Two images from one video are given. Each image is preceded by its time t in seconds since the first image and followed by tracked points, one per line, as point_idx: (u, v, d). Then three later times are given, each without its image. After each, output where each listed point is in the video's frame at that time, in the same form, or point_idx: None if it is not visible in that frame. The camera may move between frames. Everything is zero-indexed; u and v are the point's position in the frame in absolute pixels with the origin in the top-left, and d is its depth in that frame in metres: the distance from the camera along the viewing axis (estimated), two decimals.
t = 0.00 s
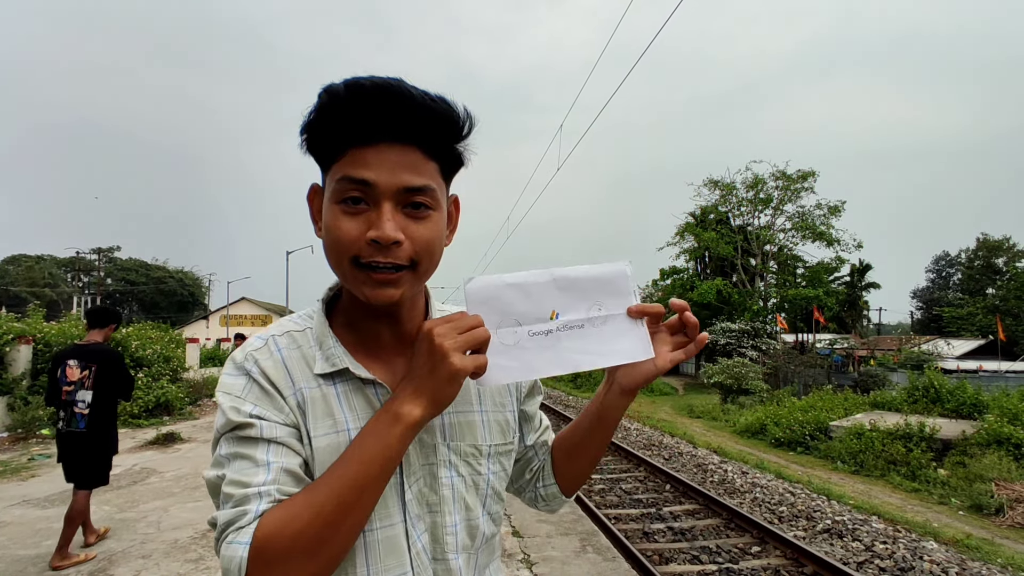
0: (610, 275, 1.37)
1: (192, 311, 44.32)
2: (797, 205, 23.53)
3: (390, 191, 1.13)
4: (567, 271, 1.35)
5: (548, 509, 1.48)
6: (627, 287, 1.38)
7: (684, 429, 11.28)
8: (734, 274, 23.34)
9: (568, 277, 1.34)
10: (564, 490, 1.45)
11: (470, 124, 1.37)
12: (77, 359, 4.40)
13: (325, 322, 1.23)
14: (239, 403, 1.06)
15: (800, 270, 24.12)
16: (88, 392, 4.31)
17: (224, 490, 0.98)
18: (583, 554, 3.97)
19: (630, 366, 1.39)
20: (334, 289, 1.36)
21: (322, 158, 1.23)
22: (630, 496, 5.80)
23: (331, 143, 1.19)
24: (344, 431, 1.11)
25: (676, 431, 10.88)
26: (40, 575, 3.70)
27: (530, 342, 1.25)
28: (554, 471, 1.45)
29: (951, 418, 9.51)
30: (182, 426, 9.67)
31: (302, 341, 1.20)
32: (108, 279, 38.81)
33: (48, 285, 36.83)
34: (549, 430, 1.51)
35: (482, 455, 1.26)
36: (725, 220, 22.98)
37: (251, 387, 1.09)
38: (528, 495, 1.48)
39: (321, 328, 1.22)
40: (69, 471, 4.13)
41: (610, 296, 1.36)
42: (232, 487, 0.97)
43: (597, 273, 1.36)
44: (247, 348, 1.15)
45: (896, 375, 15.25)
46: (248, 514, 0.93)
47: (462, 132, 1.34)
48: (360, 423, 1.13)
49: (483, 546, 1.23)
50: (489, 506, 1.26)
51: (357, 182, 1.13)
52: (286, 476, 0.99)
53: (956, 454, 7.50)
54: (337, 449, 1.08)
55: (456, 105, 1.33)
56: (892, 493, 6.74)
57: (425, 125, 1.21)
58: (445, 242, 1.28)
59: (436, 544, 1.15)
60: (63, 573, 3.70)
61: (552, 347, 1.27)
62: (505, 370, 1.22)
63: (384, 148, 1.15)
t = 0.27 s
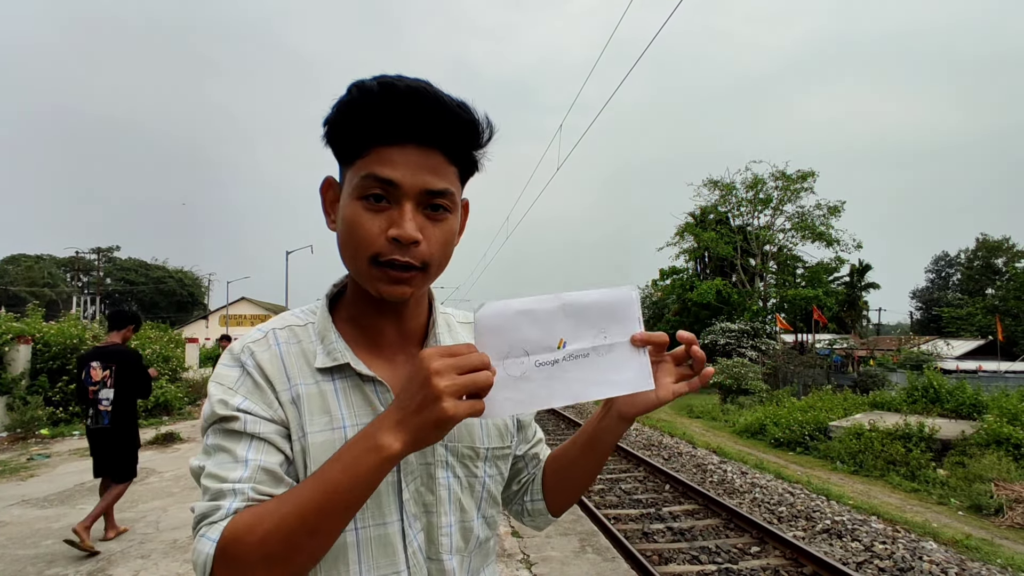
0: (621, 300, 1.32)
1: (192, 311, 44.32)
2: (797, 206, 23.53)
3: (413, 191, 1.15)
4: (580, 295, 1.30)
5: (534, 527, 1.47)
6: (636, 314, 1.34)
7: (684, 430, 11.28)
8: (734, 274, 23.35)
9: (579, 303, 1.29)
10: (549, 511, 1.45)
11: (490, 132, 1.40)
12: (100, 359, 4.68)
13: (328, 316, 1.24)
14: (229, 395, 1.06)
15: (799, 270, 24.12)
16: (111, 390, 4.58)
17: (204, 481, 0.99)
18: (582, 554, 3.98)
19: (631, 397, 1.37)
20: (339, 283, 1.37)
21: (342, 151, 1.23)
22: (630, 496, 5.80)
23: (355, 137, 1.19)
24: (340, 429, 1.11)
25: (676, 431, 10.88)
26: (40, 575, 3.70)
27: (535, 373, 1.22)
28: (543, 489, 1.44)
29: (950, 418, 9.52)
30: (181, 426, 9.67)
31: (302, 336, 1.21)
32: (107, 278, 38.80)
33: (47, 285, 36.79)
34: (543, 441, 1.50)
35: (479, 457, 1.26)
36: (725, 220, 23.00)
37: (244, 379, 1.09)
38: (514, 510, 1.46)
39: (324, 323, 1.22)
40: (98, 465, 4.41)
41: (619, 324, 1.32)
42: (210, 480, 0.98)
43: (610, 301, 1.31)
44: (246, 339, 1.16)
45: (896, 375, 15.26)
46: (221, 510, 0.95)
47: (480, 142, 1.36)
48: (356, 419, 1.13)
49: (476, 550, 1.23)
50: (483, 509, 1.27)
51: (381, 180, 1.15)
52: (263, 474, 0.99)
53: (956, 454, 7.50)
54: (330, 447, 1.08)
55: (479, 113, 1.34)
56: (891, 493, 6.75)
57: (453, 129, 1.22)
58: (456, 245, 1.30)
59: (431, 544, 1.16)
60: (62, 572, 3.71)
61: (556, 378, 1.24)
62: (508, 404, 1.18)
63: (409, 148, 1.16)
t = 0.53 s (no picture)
0: (630, 321, 1.18)
1: (191, 311, 44.32)
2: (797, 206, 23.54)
3: (461, 191, 1.20)
4: (584, 314, 1.14)
5: (544, 538, 1.45)
6: (640, 338, 1.23)
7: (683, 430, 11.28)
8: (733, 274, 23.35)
9: (580, 323, 1.14)
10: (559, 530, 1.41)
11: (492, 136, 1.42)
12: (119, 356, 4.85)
13: (340, 309, 1.26)
14: (233, 384, 1.08)
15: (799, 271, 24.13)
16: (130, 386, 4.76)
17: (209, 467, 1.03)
18: (582, 554, 3.98)
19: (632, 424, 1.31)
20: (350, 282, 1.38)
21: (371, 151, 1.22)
22: (629, 496, 5.80)
23: (397, 140, 1.20)
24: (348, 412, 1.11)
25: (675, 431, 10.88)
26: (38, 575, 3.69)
27: (513, 393, 1.12)
28: (549, 502, 1.41)
29: (950, 418, 9.52)
30: (180, 426, 9.67)
31: (312, 330, 1.22)
32: (106, 278, 38.77)
33: (46, 285, 36.75)
34: (552, 443, 1.50)
35: (488, 445, 1.27)
36: (724, 220, 23.00)
37: (250, 370, 1.11)
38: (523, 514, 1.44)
39: (334, 313, 1.24)
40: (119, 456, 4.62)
41: (618, 345, 1.21)
42: (211, 469, 1.02)
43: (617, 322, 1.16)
44: (257, 334, 1.19)
45: (895, 375, 15.27)
46: (217, 499, 0.98)
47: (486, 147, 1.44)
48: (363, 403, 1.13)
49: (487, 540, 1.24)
50: (492, 499, 1.27)
51: (434, 184, 1.19)
52: (258, 464, 1.00)
53: (955, 454, 7.51)
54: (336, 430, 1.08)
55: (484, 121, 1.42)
56: (891, 493, 6.75)
57: (476, 131, 1.30)
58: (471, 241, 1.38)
59: (441, 529, 1.17)
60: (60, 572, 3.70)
61: (536, 398, 1.15)
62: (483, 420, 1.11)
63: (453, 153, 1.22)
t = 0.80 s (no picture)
0: (609, 325, 1.12)
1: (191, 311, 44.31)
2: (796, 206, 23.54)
3: (448, 171, 1.21)
4: (565, 313, 1.05)
5: (560, 547, 1.44)
6: (619, 339, 1.16)
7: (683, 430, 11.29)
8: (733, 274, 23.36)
9: (561, 323, 1.05)
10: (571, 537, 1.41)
11: (510, 137, 1.51)
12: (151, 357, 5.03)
13: (362, 305, 1.29)
14: (255, 378, 1.11)
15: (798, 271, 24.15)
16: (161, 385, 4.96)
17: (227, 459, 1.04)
18: (582, 554, 3.97)
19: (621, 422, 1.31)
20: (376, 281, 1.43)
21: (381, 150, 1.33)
22: (628, 496, 5.80)
23: (394, 131, 1.29)
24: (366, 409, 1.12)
25: (675, 431, 10.89)
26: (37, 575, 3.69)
27: (482, 388, 1.06)
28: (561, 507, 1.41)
29: (949, 418, 9.53)
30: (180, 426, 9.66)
31: (335, 327, 1.25)
32: (106, 278, 38.76)
33: (46, 285, 36.74)
34: (571, 451, 1.50)
35: (504, 444, 1.28)
36: (724, 220, 23.01)
37: (271, 364, 1.14)
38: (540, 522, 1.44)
39: (357, 310, 1.27)
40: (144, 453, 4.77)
41: (596, 346, 1.14)
42: (227, 460, 1.04)
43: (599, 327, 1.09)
44: (283, 331, 1.22)
45: (894, 376, 15.28)
46: (228, 489, 0.99)
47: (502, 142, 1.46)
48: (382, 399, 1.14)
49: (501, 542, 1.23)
50: (507, 499, 1.27)
51: (419, 162, 1.21)
52: (269, 458, 1.01)
53: (954, 454, 7.51)
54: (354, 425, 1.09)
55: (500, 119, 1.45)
56: (891, 493, 6.76)
57: (477, 121, 1.33)
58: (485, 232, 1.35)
59: (454, 526, 1.16)
60: (59, 573, 3.69)
61: (506, 396, 1.09)
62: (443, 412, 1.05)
63: (442, 136, 1.25)
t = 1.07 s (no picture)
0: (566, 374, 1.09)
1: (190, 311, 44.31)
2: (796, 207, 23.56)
3: (460, 163, 1.21)
4: (514, 360, 1.04)
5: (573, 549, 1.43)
6: (579, 394, 1.12)
7: (682, 430, 11.31)
8: (732, 274, 23.39)
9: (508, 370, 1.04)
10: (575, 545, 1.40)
11: (530, 128, 1.49)
12: (177, 354, 5.20)
13: (380, 308, 1.31)
14: (270, 379, 1.17)
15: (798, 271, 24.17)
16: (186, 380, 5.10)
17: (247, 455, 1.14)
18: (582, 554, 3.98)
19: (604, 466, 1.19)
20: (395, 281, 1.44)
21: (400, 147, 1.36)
22: (628, 496, 5.81)
23: (411, 128, 1.31)
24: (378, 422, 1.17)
25: (674, 431, 10.90)
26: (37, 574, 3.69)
27: (425, 436, 1.04)
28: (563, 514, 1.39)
29: (949, 419, 9.54)
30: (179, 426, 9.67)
31: (351, 329, 1.28)
32: (105, 278, 38.74)
33: (45, 285, 36.74)
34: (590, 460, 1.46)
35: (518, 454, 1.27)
36: (724, 220, 23.02)
37: (287, 367, 1.19)
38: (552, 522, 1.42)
39: (375, 313, 1.30)
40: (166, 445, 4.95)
41: (552, 397, 1.10)
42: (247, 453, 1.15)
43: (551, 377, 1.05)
44: (303, 329, 1.27)
45: (894, 376, 15.30)
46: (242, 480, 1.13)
47: (522, 133, 1.45)
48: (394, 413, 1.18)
49: (510, 552, 1.23)
50: (520, 510, 1.26)
51: (431, 157, 1.22)
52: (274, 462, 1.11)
53: (954, 455, 7.52)
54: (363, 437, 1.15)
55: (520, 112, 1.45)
56: (890, 493, 6.77)
57: (494, 111, 1.33)
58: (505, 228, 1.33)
59: (464, 535, 1.18)
60: (59, 573, 3.70)
61: (451, 444, 1.07)
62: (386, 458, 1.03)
63: (455, 129, 1.26)
